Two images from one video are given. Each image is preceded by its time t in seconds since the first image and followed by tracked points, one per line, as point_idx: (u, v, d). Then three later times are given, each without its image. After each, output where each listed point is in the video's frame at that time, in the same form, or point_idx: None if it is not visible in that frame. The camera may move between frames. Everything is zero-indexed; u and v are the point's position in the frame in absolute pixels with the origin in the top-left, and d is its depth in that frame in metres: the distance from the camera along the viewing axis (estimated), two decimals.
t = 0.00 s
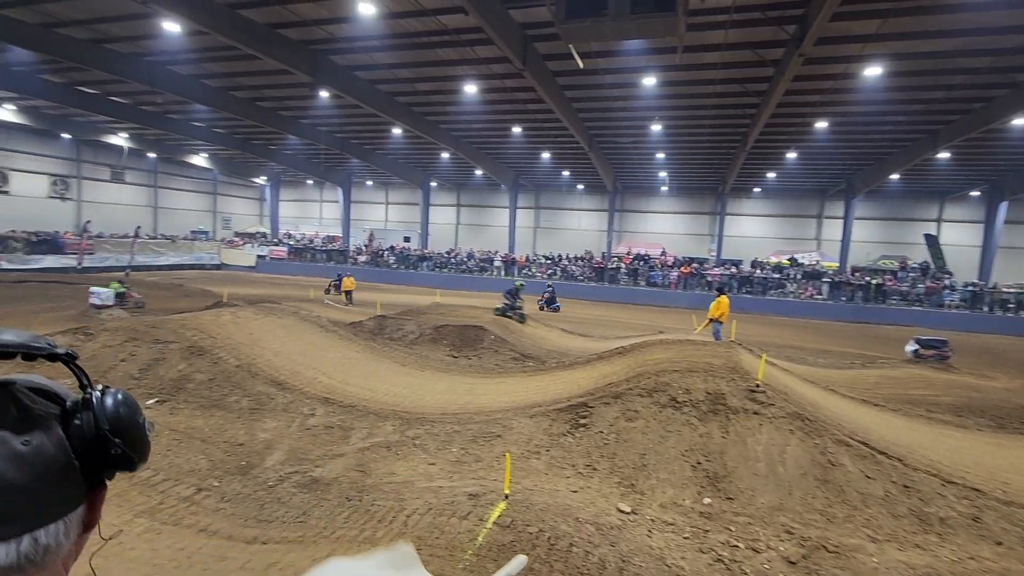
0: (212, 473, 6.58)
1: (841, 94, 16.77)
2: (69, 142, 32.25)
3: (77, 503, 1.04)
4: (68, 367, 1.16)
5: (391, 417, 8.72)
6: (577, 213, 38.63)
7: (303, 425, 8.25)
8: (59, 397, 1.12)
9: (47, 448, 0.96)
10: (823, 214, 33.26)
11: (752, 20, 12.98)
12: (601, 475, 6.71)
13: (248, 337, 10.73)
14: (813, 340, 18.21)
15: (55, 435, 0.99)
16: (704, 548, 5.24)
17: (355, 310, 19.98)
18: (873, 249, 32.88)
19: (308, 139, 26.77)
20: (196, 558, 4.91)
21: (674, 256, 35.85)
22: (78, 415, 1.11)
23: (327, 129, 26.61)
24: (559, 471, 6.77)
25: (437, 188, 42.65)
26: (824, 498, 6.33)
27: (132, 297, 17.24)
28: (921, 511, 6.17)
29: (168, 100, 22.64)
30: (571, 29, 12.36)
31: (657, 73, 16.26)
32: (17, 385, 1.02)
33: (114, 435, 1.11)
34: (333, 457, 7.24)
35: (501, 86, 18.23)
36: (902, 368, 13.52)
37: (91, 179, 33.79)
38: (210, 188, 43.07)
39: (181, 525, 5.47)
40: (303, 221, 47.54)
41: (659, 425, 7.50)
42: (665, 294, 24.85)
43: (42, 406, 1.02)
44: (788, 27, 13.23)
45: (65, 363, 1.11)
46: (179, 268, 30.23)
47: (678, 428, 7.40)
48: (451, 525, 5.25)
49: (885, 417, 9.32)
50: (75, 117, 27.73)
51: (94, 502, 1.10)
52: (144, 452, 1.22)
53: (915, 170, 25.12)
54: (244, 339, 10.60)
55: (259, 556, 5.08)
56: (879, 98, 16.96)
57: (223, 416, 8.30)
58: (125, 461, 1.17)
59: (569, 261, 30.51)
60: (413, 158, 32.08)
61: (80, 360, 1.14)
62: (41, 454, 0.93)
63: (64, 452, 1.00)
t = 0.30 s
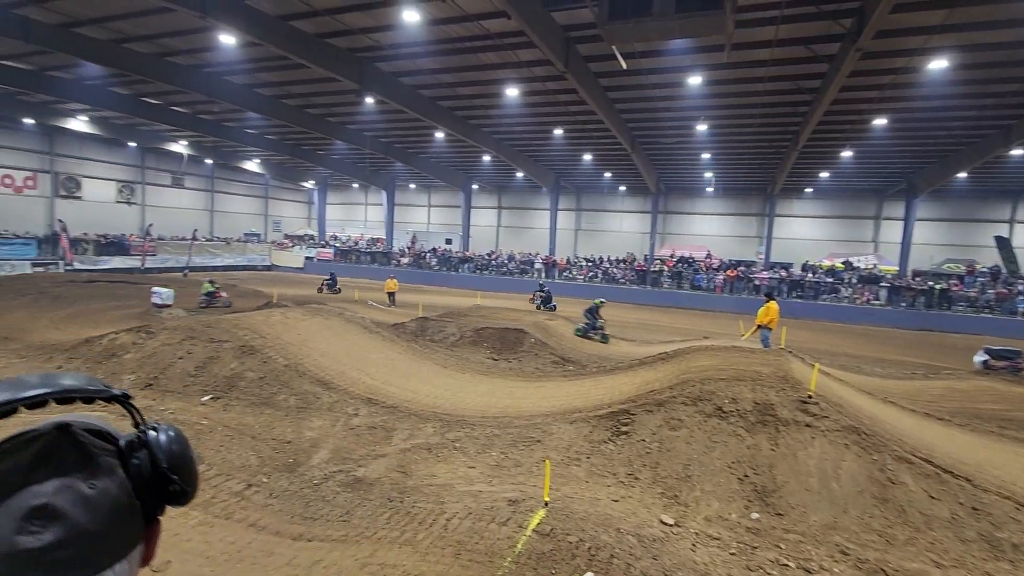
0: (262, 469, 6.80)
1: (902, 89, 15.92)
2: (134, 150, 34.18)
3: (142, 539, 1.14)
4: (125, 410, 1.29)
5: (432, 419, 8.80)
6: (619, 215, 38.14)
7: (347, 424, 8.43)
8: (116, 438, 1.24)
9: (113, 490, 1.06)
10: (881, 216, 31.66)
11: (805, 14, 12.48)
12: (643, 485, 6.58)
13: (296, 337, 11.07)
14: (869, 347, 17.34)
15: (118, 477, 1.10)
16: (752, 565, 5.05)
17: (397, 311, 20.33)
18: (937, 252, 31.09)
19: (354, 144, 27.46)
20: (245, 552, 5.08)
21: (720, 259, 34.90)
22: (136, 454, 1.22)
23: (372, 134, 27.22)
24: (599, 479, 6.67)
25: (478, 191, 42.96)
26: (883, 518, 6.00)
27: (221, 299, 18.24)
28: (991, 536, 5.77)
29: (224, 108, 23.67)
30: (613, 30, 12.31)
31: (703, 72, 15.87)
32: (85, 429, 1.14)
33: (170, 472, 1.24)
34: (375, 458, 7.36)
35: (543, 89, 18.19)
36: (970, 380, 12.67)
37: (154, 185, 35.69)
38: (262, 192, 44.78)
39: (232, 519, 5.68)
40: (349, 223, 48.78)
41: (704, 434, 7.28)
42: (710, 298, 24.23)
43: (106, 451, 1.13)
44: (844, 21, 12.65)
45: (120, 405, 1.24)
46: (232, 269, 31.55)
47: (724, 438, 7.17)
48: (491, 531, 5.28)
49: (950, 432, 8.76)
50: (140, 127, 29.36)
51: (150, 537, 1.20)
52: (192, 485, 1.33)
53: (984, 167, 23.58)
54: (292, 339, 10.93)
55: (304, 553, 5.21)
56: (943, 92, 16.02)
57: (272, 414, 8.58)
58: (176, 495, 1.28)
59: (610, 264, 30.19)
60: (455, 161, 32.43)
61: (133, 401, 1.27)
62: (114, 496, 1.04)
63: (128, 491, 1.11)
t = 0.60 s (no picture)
0: (305, 467, 6.97)
1: (965, 83, 15.06)
2: (189, 157, 35.78)
3: (237, 571, 1.19)
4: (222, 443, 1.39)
5: (469, 421, 8.85)
6: (659, 216, 37.51)
7: (386, 424, 8.56)
8: (212, 470, 1.33)
9: (208, 521, 1.11)
10: (941, 217, 30.00)
11: (859, 7, 11.97)
12: (684, 495, 6.42)
13: (338, 338, 11.33)
14: (926, 356, 16.47)
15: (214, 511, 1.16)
16: None
17: (436, 313, 20.59)
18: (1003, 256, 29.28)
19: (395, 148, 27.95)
20: (288, 549, 5.21)
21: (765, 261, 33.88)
22: (231, 490, 1.31)
23: (412, 138, 27.65)
24: (638, 487, 6.55)
25: (516, 193, 43.04)
26: (943, 539, 5.68)
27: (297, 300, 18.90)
28: None
29: (272, 115, 24.50)
30: (655, 30, 12.18)
31: (749, 70, 15.42)
32: (185, 463, 1.25)
33: (261, 507, 1.31)
34: (414, 458, 7.45)
35: (582, 90, 18.07)
36: None
37: (206, 189, 37.28)
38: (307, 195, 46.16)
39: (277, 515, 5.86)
40: (389, 225, 49.71)
41: (748, 444, 7.06)
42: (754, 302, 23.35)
43: (201, 486, 1.19)
44: (901, 13, 12.06)
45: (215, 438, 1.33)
46: (279, 271, 32.69)
47: (770, 449, 6.93)
48: (527, 537, 5.27)
49: (1018, 449, 8.21)
50: (194, 134, 30.72)
51: (242, 569, 1.26)
52: (280, 519, 1.39)
53: None
54: (335, 340, 11.20)
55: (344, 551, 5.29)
56: (1011, 86, 15.05)
57: (315, 413, 8.80)
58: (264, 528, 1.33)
59: (650, 266, 29.74)
60: (494, 163, 32.60)
61: (229, 434, 1.36)
62: (210, 532, 1.09)
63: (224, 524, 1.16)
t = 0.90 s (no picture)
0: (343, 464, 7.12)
1: None
2: (235, 161, 37.10)
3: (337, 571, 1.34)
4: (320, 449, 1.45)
5: (504, 422, 8.86)
6: (697, 216, 36.73)
7: (422, 424, 8.66)
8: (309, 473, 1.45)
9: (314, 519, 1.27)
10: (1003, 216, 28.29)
11: None
12: (723, 504, 6.27)
13: (376, 338, 11.53)
14: (985, 363, 15.59)
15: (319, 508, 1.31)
16: None
17: (471, 313, 20.73)
18: None
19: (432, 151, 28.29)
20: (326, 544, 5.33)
21: (809, 263, 32.77)
22: (331, 496, 1.47)
23: (449, 140, 27.93)
24: (675, 494, 6.43)
25: (552, 193, 42.90)
26: (1005, 560, 5.37)
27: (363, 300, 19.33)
28: None
29: (313, 119, 25.17)
30: (695, 28, 11.98)
31: (793, 66, 14.95)
32: (290, 471, 1.33)
33: (358, 512, 1.45)
34: (449, 458, 7.51)
35: (619, 90, 17.88)
36: None
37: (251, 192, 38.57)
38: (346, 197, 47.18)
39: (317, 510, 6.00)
40: (426, 226, 50.31)
41: (792, 454, 6.85)
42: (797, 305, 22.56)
43: (305, 488, 1.33)
44: (960, 3, 11.45)
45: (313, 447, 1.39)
46: (319, 271, 33.54)
47: (815, 459, 6.71)
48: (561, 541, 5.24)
49: None
50: (240, 139, 31.82)
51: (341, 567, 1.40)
52: (371, 523, 1.51)
53: None
54: (373, 340, 11.39)
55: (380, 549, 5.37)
56: None
57: (354, 411, 8.99)
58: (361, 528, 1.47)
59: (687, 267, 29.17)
60: (529, 164, 32.57)
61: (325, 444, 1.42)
62: (315, 529, 1.25)
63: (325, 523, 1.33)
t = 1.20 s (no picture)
0: (377, 462, 7.21)
1: None
2: (275, 163, 38.19)
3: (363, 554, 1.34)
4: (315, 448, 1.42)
5: (535, 424, 8.84)
6: (733, 216, 35.93)
7: (454, 424, 8.72)
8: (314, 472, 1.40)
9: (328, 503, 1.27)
10: None
11: None
12: (761, 513, 6.10)
13: (409, 337, 11.66)
14: None
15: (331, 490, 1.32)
16: None
17: (503, 313, 20.79)
18: None
19: (464, 152, 28.49)
20: (359, 541, 5.43)
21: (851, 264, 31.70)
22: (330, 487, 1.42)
23: (481, 140, 28.07)
24: (710, 502, 6.32)
25: (584, 193, 42.66)
26: None
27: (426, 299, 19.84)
28: None
29: (349, 122, 25.66)
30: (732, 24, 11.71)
31: (836, 61, 14.45)
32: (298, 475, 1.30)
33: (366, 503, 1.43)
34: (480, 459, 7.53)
35: (653, 88, 17.63)
36: None
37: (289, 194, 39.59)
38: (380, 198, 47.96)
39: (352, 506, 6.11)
40: (458, 227, 50.72)
41: (833, 463, 6.63)
42: (839, 307, 21.83)
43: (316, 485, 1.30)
44: None
45: (307, 446, 1.35)
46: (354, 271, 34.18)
47: (858, 470, 6.48)
48: (593, 545, 5.21)
49: None
50: (279, 142, 32.70)
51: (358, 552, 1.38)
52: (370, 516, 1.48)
53: None
54: (406, 339, 11.53)
55: (413, 548, 5.41)
56: None
57: (387, 409, 9.10)
58: (364, 511, 1.41)
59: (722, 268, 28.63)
60: (561, 165, 32.46)
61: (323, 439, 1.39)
62: (338, 507, 1.28)
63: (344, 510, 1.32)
